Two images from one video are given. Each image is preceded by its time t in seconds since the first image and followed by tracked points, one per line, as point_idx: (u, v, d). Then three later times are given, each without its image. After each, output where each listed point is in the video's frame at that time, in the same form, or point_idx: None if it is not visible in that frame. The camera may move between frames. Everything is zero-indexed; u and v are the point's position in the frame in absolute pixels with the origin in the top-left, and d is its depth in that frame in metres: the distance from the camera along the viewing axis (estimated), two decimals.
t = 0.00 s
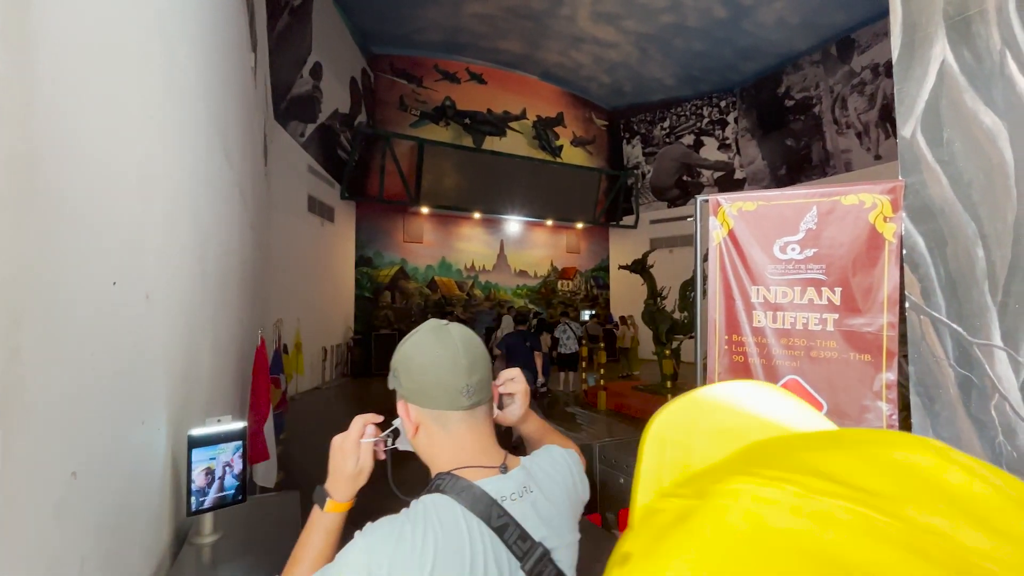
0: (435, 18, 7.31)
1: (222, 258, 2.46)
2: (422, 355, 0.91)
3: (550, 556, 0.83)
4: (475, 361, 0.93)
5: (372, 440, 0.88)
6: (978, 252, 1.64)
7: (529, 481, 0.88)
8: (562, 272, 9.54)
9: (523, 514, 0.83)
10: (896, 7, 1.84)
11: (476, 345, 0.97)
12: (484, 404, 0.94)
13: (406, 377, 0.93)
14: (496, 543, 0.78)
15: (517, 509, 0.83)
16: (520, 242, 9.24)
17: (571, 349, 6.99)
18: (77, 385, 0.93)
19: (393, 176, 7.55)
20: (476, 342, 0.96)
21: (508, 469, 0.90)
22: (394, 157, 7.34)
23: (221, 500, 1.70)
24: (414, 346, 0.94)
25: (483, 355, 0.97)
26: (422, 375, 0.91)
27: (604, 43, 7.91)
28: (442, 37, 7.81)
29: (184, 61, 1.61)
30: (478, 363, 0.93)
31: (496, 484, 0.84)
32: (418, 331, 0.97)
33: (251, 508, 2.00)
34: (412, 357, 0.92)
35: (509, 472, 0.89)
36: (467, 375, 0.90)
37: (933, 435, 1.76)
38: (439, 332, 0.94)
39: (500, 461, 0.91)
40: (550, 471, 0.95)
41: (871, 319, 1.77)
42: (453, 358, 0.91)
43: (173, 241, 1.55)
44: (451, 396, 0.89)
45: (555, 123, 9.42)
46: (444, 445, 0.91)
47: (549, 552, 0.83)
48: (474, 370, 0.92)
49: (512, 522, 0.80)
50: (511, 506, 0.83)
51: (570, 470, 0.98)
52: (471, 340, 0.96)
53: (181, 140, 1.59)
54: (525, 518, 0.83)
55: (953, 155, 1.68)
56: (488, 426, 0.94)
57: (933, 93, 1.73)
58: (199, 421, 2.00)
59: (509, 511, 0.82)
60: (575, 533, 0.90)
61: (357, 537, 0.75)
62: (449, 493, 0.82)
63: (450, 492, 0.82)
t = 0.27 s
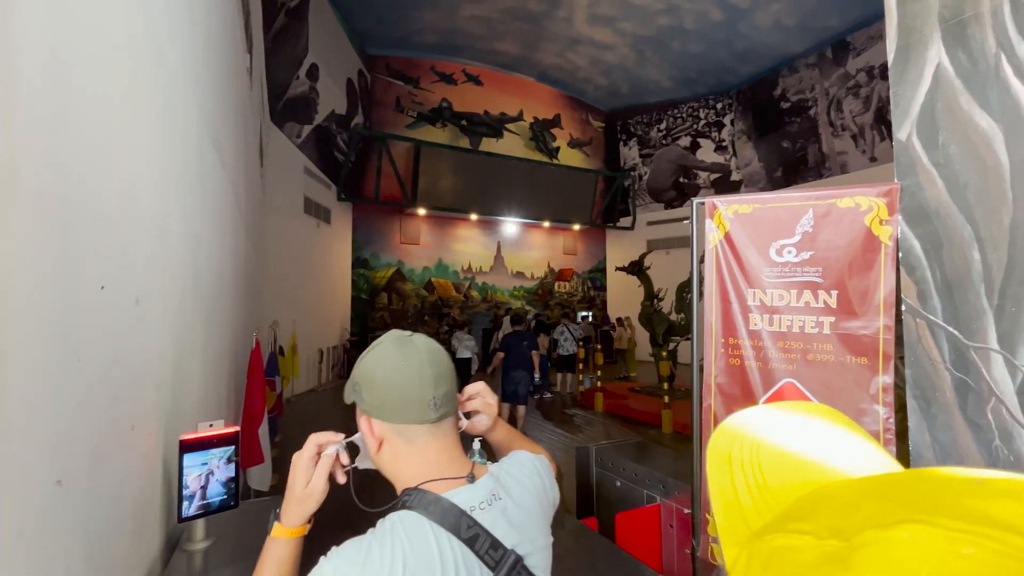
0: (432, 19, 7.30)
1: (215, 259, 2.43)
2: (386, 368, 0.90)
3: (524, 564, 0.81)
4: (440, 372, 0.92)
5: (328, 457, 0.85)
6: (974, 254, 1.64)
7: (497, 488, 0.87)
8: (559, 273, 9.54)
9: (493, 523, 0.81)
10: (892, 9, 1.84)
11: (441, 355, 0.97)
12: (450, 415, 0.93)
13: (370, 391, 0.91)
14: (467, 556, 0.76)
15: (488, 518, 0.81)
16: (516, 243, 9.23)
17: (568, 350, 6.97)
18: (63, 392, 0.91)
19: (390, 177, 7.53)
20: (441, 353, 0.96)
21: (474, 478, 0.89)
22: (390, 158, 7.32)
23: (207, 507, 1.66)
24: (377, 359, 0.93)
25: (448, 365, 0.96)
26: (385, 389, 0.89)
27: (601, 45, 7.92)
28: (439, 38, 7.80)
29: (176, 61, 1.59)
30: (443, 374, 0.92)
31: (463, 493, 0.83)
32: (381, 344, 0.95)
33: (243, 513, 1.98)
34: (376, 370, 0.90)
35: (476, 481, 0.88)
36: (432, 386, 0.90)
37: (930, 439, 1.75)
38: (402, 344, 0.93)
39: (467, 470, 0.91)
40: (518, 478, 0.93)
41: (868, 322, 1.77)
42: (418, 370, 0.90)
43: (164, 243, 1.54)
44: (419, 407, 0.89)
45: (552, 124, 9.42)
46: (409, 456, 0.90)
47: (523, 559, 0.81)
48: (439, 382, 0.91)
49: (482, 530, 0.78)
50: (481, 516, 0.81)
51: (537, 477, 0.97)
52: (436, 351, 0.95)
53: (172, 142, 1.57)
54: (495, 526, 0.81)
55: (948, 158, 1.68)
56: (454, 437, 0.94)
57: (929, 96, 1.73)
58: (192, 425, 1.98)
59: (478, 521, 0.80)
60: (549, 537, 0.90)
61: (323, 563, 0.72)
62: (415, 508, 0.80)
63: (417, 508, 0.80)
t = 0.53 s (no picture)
0: (431, 21, 7.31)
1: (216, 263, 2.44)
2: (374, 369, 0.91)
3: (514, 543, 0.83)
4: (426, 372, 0.95)
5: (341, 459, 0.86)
6: (972, 258, 1.64)
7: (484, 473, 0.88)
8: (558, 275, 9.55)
9: (483, 506, 0.83)
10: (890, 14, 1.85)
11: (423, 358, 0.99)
12: (437, 412, 0.95)
13: (359, 393, 0.91)
14: (462, 537, 0.78)
15: (479, 502, 0.82)
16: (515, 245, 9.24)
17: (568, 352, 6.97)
18: (63, 396, 0.91)
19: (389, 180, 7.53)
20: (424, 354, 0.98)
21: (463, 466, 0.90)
22: (390, 161, 7.32)
23: (204, 511, 1.66)
24: (364, 361, 0.93)
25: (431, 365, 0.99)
26: (375, 389, 0.90)
27: (599, 47, 7.95)
28: (438, 40, 7.82)
29: (175, 64, 1.59)
30: (430, 373, 0.95)
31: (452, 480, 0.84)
32: (365, 349, 0.96)
33: (243, 517, 1.97)
34: (364, 372, 0.91)
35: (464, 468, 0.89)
36: (420, 384, 0.92)
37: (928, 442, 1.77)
38: (386, 346, 0.95)
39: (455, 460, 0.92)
40: (502, 465, 0.94)
41: (867, 326, 1.78)
42: (405, 369, 0.92)
43: (164, 246, 1.54)
44: (409, 403, 0.90)
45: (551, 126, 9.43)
46: (397, 453, 0.90)
47: (512, 539, 0.83)
48: (426, 380, 0.94)
49: (474, 512, 0.80)
50: (472, 500, 0.82)
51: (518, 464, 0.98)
52: (418, 352, 0.98)
53: (172, 145, 1.57)
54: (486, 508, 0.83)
55: (946, 162, 1.69)
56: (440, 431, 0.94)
57: (926, 101, 1.74)
58: (192, 428, 1.98)
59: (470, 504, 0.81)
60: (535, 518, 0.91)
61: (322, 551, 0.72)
62: (409, 497, 0.81)
63: (410, 497, 0.80)
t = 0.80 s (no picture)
0: (432, 23, 7.32)
1: (217, 265, 2.45)
2: (384, 362, 0.92)
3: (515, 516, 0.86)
4: (433, 368, 0.97)
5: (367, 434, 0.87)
6: (971, 261, 1.65)
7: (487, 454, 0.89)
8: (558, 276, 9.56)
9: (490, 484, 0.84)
10: (888, 17, 1.86)
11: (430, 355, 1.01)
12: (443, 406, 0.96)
13: (368, 385, 0.92)
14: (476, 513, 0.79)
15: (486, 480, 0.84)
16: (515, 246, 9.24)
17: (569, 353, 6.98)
18: (66, 398, 0.91)
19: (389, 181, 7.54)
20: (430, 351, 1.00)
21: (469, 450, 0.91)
22: (390, 162, 7.34)
23: (208, 512, 1.65)
24: (374, 355, 0.94)
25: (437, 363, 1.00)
26: (385, 381, 0.91)
27: (599, 49, 7.96)
28: (438, 42, 7.84)
29: (178, 68, 1.60)
30: (437, 369, 0.97)
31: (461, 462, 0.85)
32: (374, 344, 0.97)
33: (244, 518, 1.98)
34: (373, 364, 0.92)
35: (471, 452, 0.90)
36: (428, 378, 0.93)
37: (928, 443, 1.79)
38: (396, 341, 0.96)
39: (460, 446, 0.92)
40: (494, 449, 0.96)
41: (867, 328, 1.79)
42: (414, 363, 0.93)
43: (166, 248, 1.54)
44: (417, 397, 0.91)
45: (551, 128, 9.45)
46: (403, 445, 0.90)
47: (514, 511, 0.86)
48: (433, 375, 0.95)
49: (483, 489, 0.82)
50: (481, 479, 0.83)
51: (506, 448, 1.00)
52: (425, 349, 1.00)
53: (174, 147, 1.58)
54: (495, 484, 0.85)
55: (945, 165, 1.71)
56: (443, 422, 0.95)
57: (924, 105, 1.76)
58: (193, 430, 1.98)
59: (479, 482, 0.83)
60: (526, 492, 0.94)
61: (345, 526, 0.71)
62: (422, 478, 0.81)
63: (422, 478, 0.81)
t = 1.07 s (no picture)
0: (432, 24, 7.34)
1: (217, 266, 2.46)
2: (389, 361, 0.92)
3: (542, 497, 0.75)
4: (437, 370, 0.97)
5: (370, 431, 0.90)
6: (970, 262, 1.66)
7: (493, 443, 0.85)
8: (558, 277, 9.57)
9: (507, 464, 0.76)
10: (887, 19, 1.87)
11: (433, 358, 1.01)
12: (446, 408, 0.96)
13: (372, 384, 0.92)
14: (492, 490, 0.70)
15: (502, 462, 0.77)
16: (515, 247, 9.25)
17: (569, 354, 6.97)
18: (71, 399, 0.93)
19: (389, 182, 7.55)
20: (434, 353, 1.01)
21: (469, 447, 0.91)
22: (390, 163, 7.35)
23: (211, 512, 1.66)
24: (377, 354, 0.94)
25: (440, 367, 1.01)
26: (389, 380, 0.91)
27: (599, 50, 7.97)
28: (439, 43, 7.85)
29: (180, 70, 1.61)
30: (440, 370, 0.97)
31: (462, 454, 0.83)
32: (377, 344, 0.97)
33: (245, 518, 1.99)
34: (377, 362, 0.92)
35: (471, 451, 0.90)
36: (432, 377, 0.94)
37: (927, 444, 1.79)
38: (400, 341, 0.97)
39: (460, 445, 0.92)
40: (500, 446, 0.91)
41: (865, 329, 1.80)
42: (418, 363, 0.93)
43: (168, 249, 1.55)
44: (421, 397, 0.91)
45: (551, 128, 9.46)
46: (405, 447, 0.91)
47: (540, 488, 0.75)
48: (437, 375, 0.95)
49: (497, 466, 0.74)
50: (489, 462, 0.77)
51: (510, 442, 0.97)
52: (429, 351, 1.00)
53: (176, 149, 1.59)
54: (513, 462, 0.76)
55: (943, 167, 1.72)
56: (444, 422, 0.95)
57: (922, 107, 1.77)
58: (194, 430, 1.99)
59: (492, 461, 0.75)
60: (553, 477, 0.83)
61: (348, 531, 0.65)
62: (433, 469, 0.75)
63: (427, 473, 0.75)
